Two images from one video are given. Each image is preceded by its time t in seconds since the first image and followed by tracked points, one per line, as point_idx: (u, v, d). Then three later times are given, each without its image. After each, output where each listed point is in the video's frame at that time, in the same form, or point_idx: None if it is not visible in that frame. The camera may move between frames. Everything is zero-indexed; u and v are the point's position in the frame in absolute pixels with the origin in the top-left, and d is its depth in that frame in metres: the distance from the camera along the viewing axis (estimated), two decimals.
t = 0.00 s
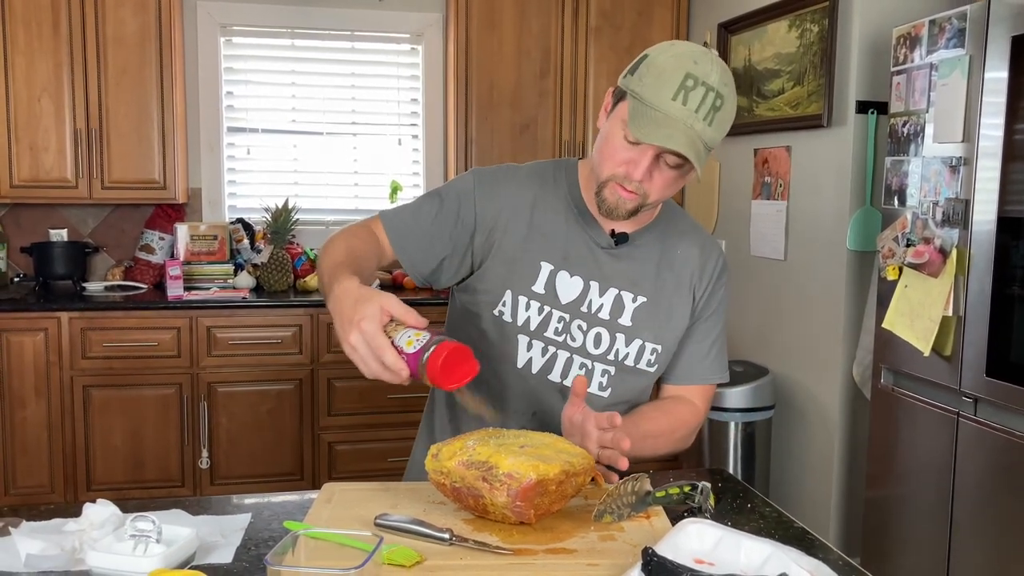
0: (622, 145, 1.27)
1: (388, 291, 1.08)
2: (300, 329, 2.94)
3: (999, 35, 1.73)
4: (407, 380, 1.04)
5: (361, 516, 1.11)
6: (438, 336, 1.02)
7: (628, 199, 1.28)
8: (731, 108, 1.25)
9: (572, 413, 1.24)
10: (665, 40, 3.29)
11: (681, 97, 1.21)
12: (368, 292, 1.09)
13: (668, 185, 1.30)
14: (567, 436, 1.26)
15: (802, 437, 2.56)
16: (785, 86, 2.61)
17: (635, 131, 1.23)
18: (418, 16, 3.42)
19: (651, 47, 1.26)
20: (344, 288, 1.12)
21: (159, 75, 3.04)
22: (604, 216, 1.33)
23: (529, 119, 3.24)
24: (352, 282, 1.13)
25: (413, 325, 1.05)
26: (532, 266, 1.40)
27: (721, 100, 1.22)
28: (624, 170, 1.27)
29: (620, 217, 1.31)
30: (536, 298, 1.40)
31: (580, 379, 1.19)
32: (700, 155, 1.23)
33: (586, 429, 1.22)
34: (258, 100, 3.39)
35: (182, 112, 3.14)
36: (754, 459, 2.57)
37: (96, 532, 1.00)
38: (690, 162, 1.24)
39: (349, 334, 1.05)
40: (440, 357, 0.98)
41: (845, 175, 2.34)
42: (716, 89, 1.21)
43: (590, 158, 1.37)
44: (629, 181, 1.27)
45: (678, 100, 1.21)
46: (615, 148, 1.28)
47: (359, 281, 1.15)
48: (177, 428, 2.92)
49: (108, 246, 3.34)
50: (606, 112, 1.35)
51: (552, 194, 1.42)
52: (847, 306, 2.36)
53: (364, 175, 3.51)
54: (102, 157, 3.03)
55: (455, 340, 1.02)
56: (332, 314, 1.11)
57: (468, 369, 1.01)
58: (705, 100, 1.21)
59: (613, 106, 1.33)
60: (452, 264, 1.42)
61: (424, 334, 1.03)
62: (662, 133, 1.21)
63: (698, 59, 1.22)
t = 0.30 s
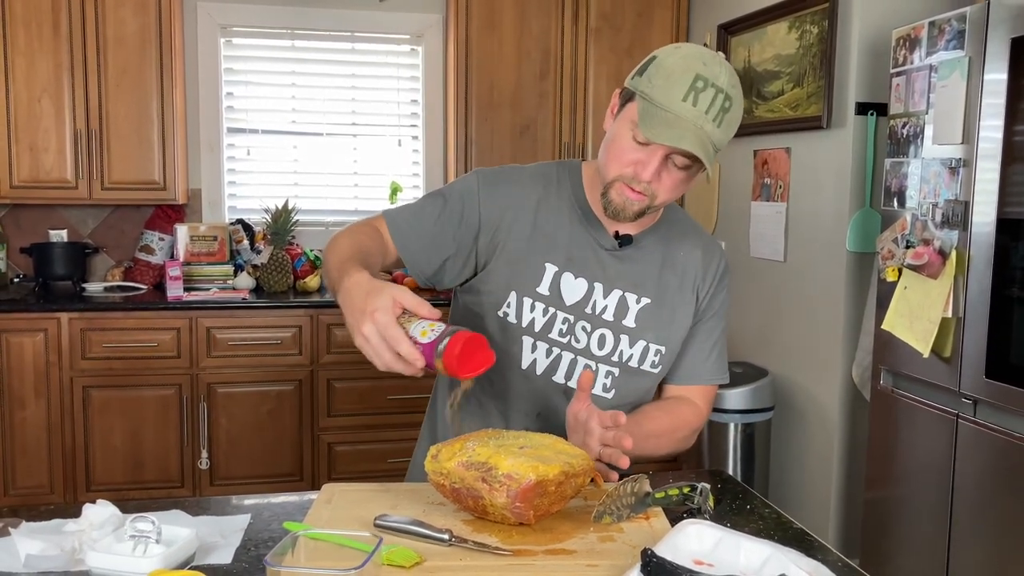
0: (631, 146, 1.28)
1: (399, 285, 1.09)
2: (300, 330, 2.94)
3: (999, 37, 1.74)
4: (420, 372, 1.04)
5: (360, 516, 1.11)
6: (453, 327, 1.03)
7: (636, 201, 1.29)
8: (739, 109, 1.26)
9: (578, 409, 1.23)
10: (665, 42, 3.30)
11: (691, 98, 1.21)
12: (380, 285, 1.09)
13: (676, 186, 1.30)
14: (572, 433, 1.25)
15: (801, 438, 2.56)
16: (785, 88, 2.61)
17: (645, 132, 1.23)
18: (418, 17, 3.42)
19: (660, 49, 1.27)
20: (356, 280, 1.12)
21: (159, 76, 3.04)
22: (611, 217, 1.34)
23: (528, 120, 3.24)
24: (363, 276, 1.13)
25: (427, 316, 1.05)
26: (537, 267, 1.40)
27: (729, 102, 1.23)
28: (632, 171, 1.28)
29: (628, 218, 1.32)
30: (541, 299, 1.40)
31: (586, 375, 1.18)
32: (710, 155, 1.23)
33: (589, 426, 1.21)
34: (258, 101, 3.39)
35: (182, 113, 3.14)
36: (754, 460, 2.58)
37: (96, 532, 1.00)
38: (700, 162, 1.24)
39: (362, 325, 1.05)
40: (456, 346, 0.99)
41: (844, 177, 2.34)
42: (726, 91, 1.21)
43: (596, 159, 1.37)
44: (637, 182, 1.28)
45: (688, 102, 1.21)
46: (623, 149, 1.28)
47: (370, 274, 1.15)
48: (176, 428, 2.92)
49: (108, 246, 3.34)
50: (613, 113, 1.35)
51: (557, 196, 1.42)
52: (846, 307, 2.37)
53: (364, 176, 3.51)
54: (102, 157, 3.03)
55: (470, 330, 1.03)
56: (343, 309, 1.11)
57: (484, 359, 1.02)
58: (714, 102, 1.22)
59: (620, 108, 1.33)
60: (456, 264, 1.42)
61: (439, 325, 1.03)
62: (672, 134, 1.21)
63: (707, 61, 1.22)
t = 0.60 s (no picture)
0: (632, 149, 1.28)
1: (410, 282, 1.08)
2: (297, 331, 2.94)
3: (996, 37, 1.74)
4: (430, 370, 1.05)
5: (356, 518, 1.11)
6: (466, 325, 1.04)
7: (637, 203, 1.29)
8: (741, 112, 1.26)
9: (581, 410, 1.23)
10: (663, 42, 3.30)
11: (693, 101, 1.21)
12: (389, 283, 1.09)
13: (676, 188, 1.31)
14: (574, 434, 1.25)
15: (799, 439, 2.56)
16: (783, 89, 2.61)
17: (648, 134, 1.23)
18: (417, 18, 3.42)
19: (661, 51, 1.27)
20: (362, 278, 1.12)
21: (156, 78, 3.04)
22: (611, 219, 1.33)
23: (526, 122, 3.24)
24: (371, 274, 1.13)
25: (438, 314, 1.06)
26: (537, 268, 1.40)
27: (732, 105, 1.23)
28: (634, 173, 1.28)
29: (628, 221, 1.32)
30: (541, 300, 1.40)
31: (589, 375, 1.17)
32: (712, 158, 1.23)
33: (592, 427, 1.22)
34: (256, 103, 3.39)
35: (180, 114, 3.14)
36: (752, 461, 2.57)
37: (91, 534, 1.00)
38: (701, 164, 1.24)
39: (373, 323, 1.04)
40: (474, 345, 1.00)
41: (842, 178, 2.35)
42: (728, 94, 1.22)
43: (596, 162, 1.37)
44: (638, 184, 1.28)
45: (691, 104, 1.21)
46: (624, 152, 1.29)
47: (377, 273, 1.15)
48: (174, 430, 2.92)
49: (105, 248, 3.33)
50: (613, 116, 1.35)
51: (557, 196, 1.42)
52: (843, 308, 2.36)
53: (362, 177, 3.51)
54: (100, 159, 3.03)
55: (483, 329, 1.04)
56: (350, 308, 1.10)
57: (499, 357, 1.04)
58: (717, 104, 1.22)
59: (621, 110, 1.33)
60: (456, 265, 1.41)
61: (452, 323, 1.04)
62: (675, 136, 1.21)
63: (709, 63, 1.23)
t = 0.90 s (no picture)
0: (633, 148, 1.28)
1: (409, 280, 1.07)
2: (294, 333, 2.93)
3: (993, 37, 1.74)
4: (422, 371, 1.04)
5: (353, 520, 1.11)
6: (461, 327, 1.03)
7: (636, 202, 1.29)
8: (740, 112, 1.26)
9: (581, 407, 1.23)
10: (661, 42, 3.30)
11: (694, 100, 1.21)
12: (389, 280, 1.08)
13: (675, 187, 1.31)
14: (575, 431, 1.25)
15: (798, 439, 2.56)
16: (780, 89, 2.62)
17: (649, 133, 1.23)
18: (415, 19, 3.42)
19: (662, 51, 1.27)
20: (361, 275, 1.11)
21: (153, 78, 3.03)
22: (611, 219, 1.33)
23: (524, 122, 3.24)
24: (371, 271, 1.12)
25: (435, 315, 1.06)
26: (538, 267, 1.40)
27: (732, 104, 1.23)
28: (634, 172, 1.28)
29: (628, 220, 1.32)
30: (542, 299, 1.40)
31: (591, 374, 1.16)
32: (712, 157, 1.24)
33: (593, 425, 1.21)
34: (254, 103, 3.38)
35: (177, 115, 3.13)
36: (750, 462, 2.57)
37: (87, 537, 1.00)
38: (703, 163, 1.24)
39: (369, 320, 1.04)
40: (464, 348, 1.00)
41: (840, 178, 2.35)
42: (729, 93, 1.22)
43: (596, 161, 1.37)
44: (638, 184, 1.28)
45: (692, 103, 1.21)
46: (625, 151, 1.29)
47: (376, 270, 1.14)
48: (172, 432, 2.91)
49: (102, 250, 3.32)
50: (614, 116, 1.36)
51: (557, 195, 1.42)
52: (841, 308, 2.36)
53: (360, 178, 3.51)
54: (97, 160, 3.03)
55: (478, 332, 1.04)
56: (349, 304, 1.10)
57: (490, 361, 1.03)
58: (718, 104, 1.22)
59: (622, 109, 1.33)
60: (455, 264, 1.41)
61: (447, 325, 1.04)
62: (676, 134, 1.21)
63: (709, 63, 1.23)
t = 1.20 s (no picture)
0: (636, 145, 1.28)
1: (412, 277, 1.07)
2: (293, 333, 2.93)
3: (991, 37, 1.74)
4: (426, 367, 1.04)
5: (352, 520, 1.11)
6: (463, 322, 1.02)
7: (639, 199, 1.29)
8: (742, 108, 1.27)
9: (583, 406, 1.23)
10: (659, 42, 3.30)
11: (698, 96, 1.22)
12: (393, 276, 1.08)
13: (678, 184, 1.31)
14: (576, 430, 1.25)
15: (796, 439, 2.56)
16: (778, 89, 2.62)
17: (654, 129, 1.23)
18: (413, 19, 3.42)
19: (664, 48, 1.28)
20: (367, 271, 1.12)
21: (151, 78, 3.03)
22: (613, 216, 1.33)
23: (523, 122, 3.24)
24: (375, 268, 1.12)
25: (438, 312, 1.05)
26: (540, 266, 1.40)
27: (735, 100, 1.24)
28: (638, 169, 1.28)
29: (631, 218, 1.32)
30: (544, 298, 1.40)
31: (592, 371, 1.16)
32: (716, 153, 1.25)
33: (595, 423, 1.21)
34: (252, 104, 3.38)
35: (175, 115, 3.13)
36: (749, 461, 2.57)
37: (86, 538, 1.00)
38: (706, 158, 1.25)
39: (373, 315, 1.04)
40: (462, 345, 0.99)
41: (838, 178, 2.35)
42: (732, 89, 1.23)
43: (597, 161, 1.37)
44: (642, 181, 1.28)
45: (696, 100, 1.22)
46: (628, 148, 1.29)
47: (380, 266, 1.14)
48: (171, 433, 2.91)
49: (101, 251, 3.32)
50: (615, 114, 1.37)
51: (559, 195, 1.42)
52: (839, 308, 2.37)
53: (358, 179, 3.51)
54: (96, 161, 3.03)
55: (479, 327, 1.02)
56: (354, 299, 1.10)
57: (490, 356, 1.02)
58: (721, 100, 1.23)
59: (625, 107, 1.33)
60: (458, 264, 1.40)
61: (450, 320, 1.03)
62: (681, 130, 1.22)
63: (712, 60, 1.24)
